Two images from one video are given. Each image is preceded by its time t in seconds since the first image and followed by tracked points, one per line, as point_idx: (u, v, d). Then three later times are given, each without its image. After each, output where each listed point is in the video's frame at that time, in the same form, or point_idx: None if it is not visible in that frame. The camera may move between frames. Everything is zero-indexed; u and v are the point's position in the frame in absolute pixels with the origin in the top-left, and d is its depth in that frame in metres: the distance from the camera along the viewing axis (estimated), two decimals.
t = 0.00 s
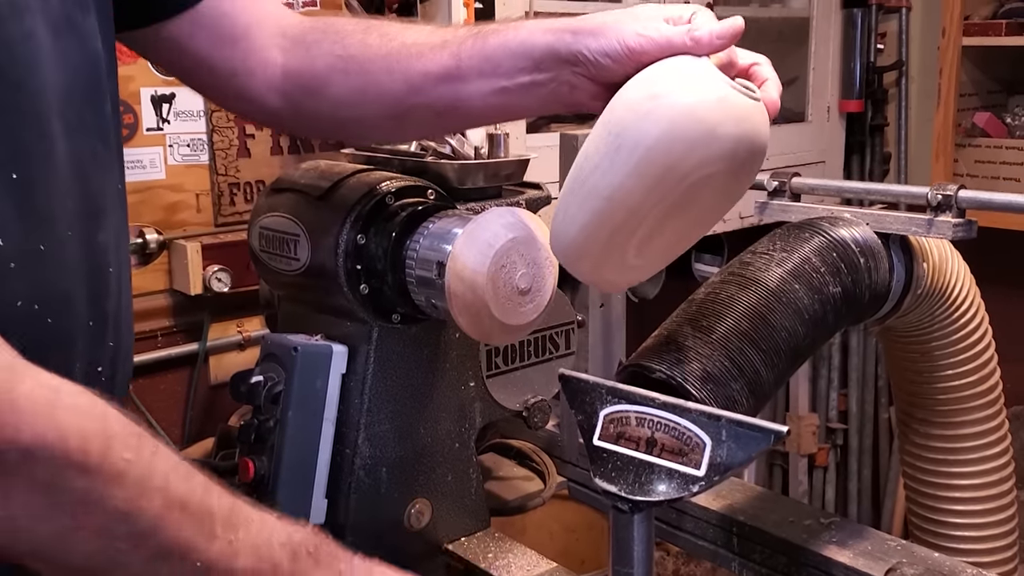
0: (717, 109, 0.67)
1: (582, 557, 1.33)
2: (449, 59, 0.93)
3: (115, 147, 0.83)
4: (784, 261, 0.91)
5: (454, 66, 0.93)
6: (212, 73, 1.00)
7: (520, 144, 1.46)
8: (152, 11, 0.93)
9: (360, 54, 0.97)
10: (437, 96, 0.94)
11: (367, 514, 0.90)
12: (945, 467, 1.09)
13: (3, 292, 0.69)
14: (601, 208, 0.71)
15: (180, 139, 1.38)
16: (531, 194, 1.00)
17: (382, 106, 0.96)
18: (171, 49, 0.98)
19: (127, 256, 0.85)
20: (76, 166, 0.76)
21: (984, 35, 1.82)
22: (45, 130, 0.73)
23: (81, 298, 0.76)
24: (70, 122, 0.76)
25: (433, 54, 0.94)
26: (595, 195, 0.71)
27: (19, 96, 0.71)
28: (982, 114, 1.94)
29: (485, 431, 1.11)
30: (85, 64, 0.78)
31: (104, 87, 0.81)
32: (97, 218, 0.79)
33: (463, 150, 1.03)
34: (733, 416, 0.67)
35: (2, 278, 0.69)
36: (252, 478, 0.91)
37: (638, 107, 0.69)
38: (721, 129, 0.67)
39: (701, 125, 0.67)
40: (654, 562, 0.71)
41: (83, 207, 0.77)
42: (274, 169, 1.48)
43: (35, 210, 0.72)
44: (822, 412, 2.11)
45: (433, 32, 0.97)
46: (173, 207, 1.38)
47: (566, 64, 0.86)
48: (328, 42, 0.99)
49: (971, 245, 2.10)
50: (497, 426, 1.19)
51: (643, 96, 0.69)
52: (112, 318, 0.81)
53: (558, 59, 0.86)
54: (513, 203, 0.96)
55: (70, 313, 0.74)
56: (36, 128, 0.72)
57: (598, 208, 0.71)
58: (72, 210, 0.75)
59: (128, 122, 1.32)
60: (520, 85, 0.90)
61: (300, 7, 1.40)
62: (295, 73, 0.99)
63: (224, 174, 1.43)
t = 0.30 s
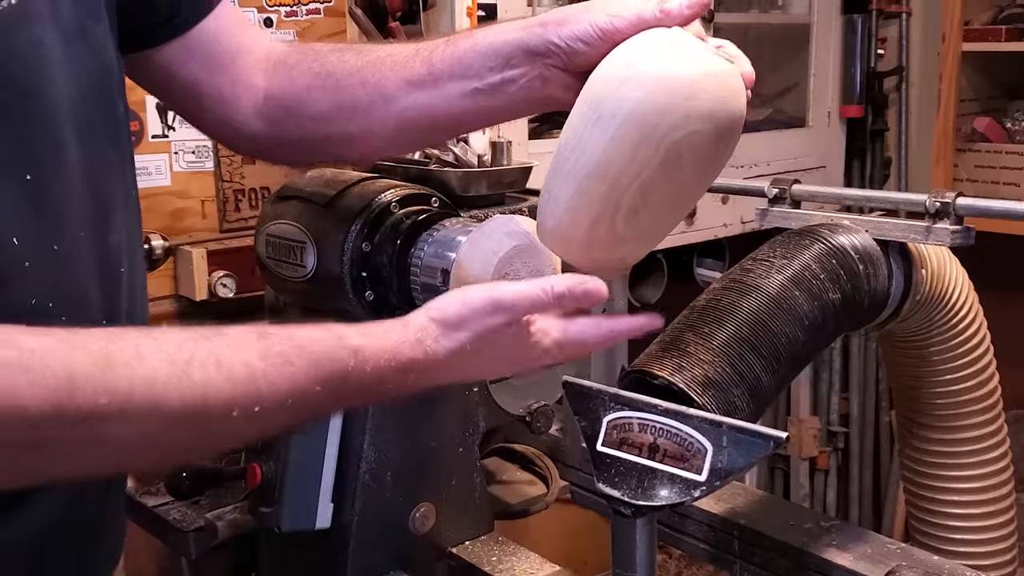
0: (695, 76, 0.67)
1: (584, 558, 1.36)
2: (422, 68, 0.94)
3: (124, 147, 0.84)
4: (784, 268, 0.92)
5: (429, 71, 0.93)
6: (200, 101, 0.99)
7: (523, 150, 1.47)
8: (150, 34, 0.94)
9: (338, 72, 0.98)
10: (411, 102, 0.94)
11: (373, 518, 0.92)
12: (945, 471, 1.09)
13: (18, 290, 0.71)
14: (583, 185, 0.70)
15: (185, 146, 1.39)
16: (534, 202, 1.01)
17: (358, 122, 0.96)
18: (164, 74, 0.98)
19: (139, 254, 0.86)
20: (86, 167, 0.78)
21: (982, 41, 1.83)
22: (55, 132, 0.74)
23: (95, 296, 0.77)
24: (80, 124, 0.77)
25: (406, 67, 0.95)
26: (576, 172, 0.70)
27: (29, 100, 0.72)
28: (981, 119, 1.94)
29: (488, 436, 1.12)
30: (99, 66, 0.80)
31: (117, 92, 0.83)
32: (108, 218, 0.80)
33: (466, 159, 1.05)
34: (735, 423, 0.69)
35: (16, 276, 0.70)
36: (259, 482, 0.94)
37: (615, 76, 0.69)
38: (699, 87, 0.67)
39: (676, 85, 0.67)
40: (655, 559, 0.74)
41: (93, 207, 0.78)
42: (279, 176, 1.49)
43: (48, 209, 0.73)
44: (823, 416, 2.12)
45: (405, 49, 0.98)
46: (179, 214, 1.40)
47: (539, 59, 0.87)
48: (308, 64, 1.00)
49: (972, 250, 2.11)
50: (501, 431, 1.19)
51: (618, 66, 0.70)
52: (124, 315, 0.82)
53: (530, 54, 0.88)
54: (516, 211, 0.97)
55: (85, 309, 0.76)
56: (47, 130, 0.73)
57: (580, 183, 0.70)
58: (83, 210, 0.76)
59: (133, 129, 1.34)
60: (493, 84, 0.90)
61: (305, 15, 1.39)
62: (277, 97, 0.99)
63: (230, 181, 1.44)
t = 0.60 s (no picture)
0: (706, 131, 0.67)
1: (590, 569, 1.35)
2: (389, 94, 0.94)
3: (132, 164, 0.85)
4: (786, 280, 0.93)
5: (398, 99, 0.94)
6: (190, 124, 1.00)
7: (526, 162, 1.48)
8: (156, 56, 0.96)
9: (314, 100, 0.98)
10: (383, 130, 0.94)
11: (378, 528, 0.92)
12: (947, 481, 1.10)
13: (29, 301, 0.71)
14: (600, 241, 0.69)
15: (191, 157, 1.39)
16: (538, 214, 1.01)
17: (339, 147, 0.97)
18: (164, 92, 0.99)
19: (148, 268, 0.87)
20: (94, 181, 0.78)
21: (983, 52, 1.84)
22: (65, 147, 0.75)
23: (104, 306, 0.78)
24: (89, 139, 0.78)
25: (375, 92, 0.95)
26: (588, 226, 0.69)
27: (39, 115, 0.73)
28: (982, 129, 1.95)
29: (493, 446, 1.12)
30: (107, 83, 0.81)
31: (126, 106, 0.84)
32: (117, 231, 0.81)
33: (471, 171, 1.06)
34: (737, 436, 0.70)
35: (28, 288, 0.71)
36: (266, 493, 0.94)
37: (631, 142, 0.67)
38: (714, 145, 0.67)
39: (698, 144, 0.66)
40: (662, 564, 0.75)
41: (101, 219, 0.79)
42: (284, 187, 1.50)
43: (58, 223, 0.73)
44: (825, 425, 2.12)
45: (376, 72, 0.98)
46: (184, 225, 1.41)
47: (502, 85, 0.89)
48: (288, 91, 1.00)
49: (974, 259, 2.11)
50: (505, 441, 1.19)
51: (631, 128, 0.67)
52: (135, 326, 0.83)
53: (490, 77, 0.89)
54: (521, 223, 0.98)
55: (94, 321, 0.77)
56: (56, 145, 0.74)
57: (597, 240, 0.69)
58: (92, 224, 0.77)
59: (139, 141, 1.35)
60: (460, 108, 0.91)
61: (310, 27, 1.43)
62: (258, 125, 0.99)
63: (235, 192, 1.45)
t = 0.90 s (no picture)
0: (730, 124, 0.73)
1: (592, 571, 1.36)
2: (384, 93, 0.97)
3: (140, 171, 0.86)
4: (788, 286, 0.93)
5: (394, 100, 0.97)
6: (197, 129, 1.01)
7: (530, 167, 1.49)
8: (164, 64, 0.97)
9: (313, 102, 1.00)
10: (381, 130, 0.98)
11: (383, 531, 0.93)
12: (949, 485, 1.10)
13: (36, 305, 0.72)
14: (648, 238, 0.69)
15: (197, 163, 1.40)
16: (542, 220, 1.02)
17: (341, 146, 0.99)
18: (169, 100, 1.00)
19: (155, 274, 0.88)
20: (101, 187, 0.79)
21: (985, 57, 1.85)
22: (71, 154, 0.76)
23: (112, 311, 0.79)
24: (96, 147, 0.79)
25: (370, 92, 0.98)
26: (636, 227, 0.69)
27: (45, 123, 0.74)
28: (984, 134, 1.96)
29: (496, 451, 1.13)
30: (115, 90, 0.82)
31: (135, 112, 0.85)
32: (125, 236, 0.81)
33: (475, 177, 1.07)
34: (739, 441, 0.71)
35: (35, 293, 0.72)
36: (272, 496, 0.94)
37: (676, 136, 0.68)
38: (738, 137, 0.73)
39: (731, 139, 0.72)
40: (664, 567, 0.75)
41: (108, 225, 0.80)
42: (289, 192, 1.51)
43: (65, 229, 0.74)
44: (828, 429, 2.13)
45: (368, 73, 1.01)
46: (190, 230, 1.42)
47: (492, 85, 0.93)
48: (286, 95, 1.02)
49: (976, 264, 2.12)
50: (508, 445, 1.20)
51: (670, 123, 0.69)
52: (142, 330, 0.83)
53: (479, 76, 0.92)
54: (525, 229, 0.99)
55: (101, 326, 0.77)
56: (63, 152, 0.75)
57: (648, 236, 0.69)
58: (99, 230, 0.78)
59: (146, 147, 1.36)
60: (455, 107, 0.95)
61: (315, 33, 1.45)
62: (264, 126, 1.01)
63: (241, 198, 1.46)
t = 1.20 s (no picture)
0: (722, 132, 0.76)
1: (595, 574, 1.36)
2: (380, 96, 0.99)
3: (138, 176, 0.86)
4: (787, 291, 0.94)
5: (389, 104, 0.99)
6: (194, 135, 1.02)
7: (531, 172, 1.49)
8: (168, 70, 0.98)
9: (310, 107, 1.02)
10: (376, 134, 0.99)
11: (384, 536, 0.93)
12: (949, 490, 1.10)
13: (33, 312, 0.73)
14: (665, 237, 0.70)
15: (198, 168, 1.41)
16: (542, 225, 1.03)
17: (335, 150, 1.00)
18: (169, 107, 1.01)
19: (153, 279, 0.88)
20: (99, 192, 0.80)
21: (984, 62, 1.85)
22: (69, 160, 0.76)
23: (110, 315, 0.79)
24: (94, 152, 0.80)
25: (366, 96, 1.00)
26: (658, 223, 0.69)
27: (42, 130, 0.74)
28: (984, 139, 1.96)
29: (498, 455, 1.13)
30: (113, 96, 0.82)
31: (133, 117, 0.85)
32: (123, 241, 0.82)
33: (476, 182, 1.07)
34: (737, 446, 0.72)
35: (33, 299, 0.72)
36: (272, 502, 0.95)
37: (690, 136, 0.70)
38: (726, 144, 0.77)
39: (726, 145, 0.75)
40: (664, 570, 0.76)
41: (106, 230, 0.80)
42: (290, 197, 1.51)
43: (63, 235, 0.75)
44: (830, 433, 2.13)
45: (364, 78, 1.03)
46: (191, 235, 1.42)
47: (486, 87, 0.95)
48: (283, 99, 1.03)
49: (977, 268, 2.12)
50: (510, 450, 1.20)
51: (682, 123, 0.70)
52: (141, 334, 0.84)
53: (472, 76, 0.95)
54: (525, 234, 0.99)
55: (98, 331, 0.78)
56: (60, 158, 0.75)
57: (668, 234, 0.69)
58: (97, 235, 0.78)
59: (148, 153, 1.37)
60: (451, 109, 0.97)
61: (316, 39, 1.45)
62: (259, 132, 1.02)
63: (242, 203, 1.46)
